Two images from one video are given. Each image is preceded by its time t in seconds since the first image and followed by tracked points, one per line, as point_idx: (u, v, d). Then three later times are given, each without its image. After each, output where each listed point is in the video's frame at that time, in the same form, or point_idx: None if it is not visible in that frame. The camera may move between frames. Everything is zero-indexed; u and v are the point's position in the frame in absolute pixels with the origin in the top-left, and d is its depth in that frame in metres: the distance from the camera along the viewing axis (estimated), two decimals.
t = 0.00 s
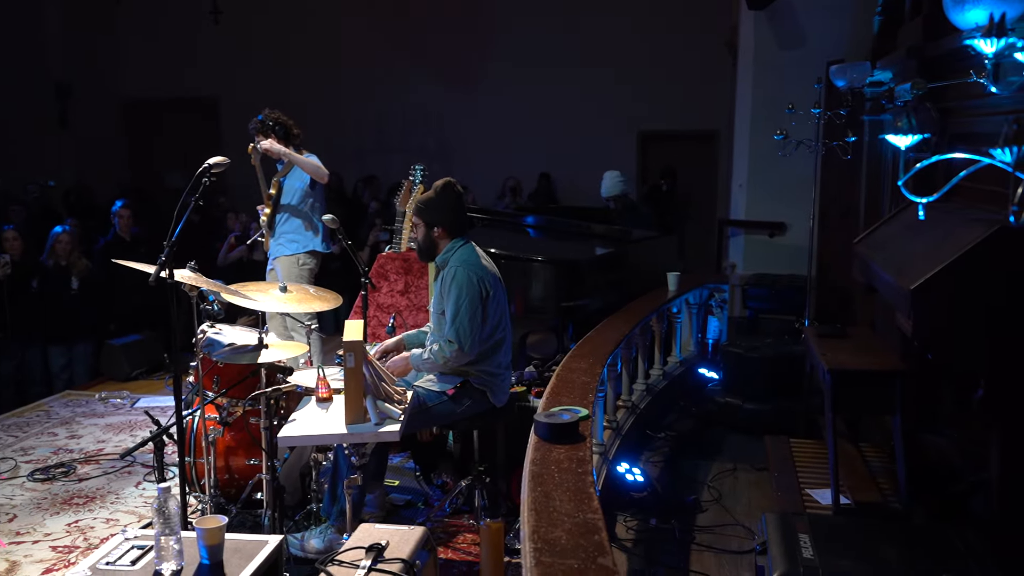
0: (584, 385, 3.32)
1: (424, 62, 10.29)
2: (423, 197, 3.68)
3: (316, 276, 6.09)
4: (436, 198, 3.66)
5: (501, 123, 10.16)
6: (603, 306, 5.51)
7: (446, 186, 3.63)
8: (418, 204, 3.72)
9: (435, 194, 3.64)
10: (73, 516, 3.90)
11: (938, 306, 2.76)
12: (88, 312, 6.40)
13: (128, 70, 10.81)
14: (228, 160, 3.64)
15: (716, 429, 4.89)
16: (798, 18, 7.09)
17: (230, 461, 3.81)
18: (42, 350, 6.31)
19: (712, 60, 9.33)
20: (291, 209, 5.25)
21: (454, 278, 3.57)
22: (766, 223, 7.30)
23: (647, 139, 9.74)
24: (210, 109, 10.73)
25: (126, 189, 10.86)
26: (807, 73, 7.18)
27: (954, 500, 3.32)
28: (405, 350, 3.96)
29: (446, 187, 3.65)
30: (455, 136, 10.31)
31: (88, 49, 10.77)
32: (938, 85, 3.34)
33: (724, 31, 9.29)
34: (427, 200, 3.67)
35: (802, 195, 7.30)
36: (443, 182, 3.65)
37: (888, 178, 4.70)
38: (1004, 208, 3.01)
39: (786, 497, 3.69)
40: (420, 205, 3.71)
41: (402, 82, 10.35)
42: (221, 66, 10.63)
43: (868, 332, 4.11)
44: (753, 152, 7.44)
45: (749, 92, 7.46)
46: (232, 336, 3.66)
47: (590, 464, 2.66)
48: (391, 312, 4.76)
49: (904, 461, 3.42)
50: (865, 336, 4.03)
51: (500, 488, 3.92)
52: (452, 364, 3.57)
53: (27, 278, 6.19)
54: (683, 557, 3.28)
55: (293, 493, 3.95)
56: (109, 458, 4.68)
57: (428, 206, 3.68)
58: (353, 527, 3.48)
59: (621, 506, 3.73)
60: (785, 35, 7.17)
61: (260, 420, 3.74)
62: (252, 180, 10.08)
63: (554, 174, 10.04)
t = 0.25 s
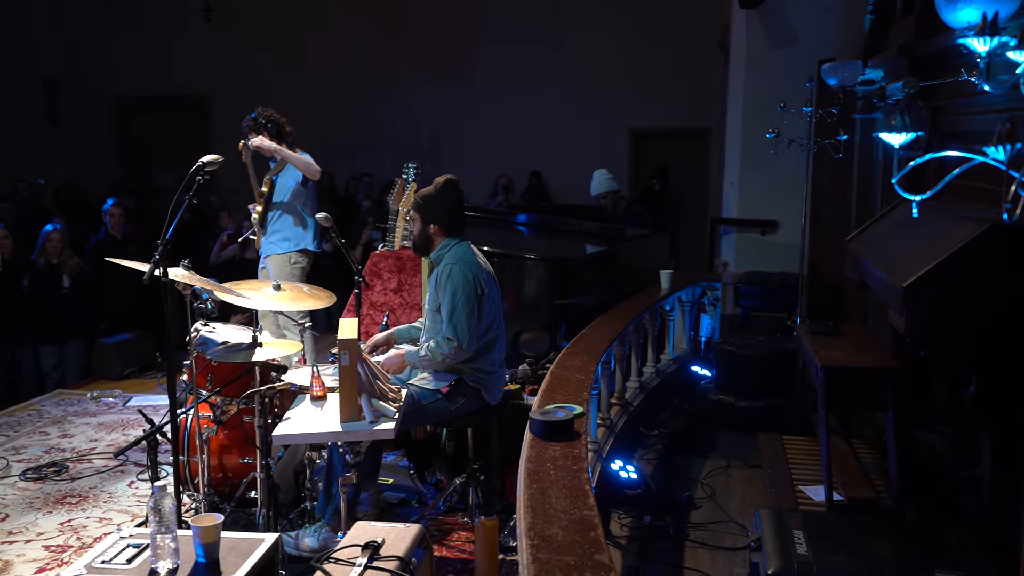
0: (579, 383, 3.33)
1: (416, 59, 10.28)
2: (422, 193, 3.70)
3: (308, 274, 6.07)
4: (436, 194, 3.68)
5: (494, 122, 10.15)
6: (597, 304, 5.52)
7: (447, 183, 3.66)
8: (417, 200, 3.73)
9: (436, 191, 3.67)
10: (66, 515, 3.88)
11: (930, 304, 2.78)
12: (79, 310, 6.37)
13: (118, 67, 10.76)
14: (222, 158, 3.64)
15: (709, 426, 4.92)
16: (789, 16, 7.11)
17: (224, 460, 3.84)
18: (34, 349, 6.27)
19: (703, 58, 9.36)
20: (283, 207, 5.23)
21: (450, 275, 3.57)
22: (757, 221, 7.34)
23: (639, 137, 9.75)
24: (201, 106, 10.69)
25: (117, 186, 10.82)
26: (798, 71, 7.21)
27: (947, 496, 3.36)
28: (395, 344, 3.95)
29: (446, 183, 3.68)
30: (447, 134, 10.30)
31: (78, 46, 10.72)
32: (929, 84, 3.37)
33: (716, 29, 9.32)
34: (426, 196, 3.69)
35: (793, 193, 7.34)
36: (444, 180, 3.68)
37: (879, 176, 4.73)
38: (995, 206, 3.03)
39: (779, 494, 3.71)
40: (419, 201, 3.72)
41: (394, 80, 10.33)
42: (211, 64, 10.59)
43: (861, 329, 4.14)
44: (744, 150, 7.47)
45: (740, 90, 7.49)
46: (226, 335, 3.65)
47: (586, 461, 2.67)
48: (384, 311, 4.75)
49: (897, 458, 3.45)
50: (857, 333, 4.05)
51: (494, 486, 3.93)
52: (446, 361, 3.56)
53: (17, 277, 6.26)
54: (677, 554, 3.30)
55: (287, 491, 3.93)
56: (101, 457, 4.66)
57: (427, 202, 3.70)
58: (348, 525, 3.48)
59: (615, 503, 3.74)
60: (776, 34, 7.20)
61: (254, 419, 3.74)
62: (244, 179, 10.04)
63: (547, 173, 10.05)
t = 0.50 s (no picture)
0: (578, 383, 3.34)
1: (412, 60, 10.28)
2: (432, 189, 3.71)
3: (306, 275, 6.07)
4: (446, 191, 3.70)
5: (490, 122, 10.16)
6: (595, 304, 5.52)
7: (458, 182, 3.68)
8: (426, 196, 3.75)
9: (446, 188, 3.69)
10: (64, 515, 3.87)
11: (928, 303, 2.79)
12: (76, 311, 6.36)
13: (113, 67, 10.73)
14: (221, 158, 3.63)
15: (707, 426, 4.93)
16: (786, 17, 7.13)
17: (222, 461, 3.83)
18: (30, 349, 6.26)
19: (700, 59, 9.37)
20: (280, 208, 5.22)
21: (450, 274, 3.57)
22: (755, 222, 7.35)
23: (636, 138, 9.77)
24: (197, 106, 10.67)
25: (113, 187, 10.80)
26: (795, 72, 7.23)
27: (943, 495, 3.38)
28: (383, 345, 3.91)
29: (457, 182, 3.71)
30: (444, 135, 10.30)
31: (73, 46, 10.69)
32: (927, 84, 3.38)
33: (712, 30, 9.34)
34: (436, 192, 3.70)
35: (789, 193, 7.36)
36: (455, 178, 3.71)
37: (877, 176, 4.74)
38: (992, 206, 3.05)
39: (777, 493, 3.72)
40: (428, 197, 3.74)
41: (391, 80, 10.33)
42: (207, 64, 10.57)
43: (858, 329, 4.15)
44: (740, 151, 7.49)
45: (737, 91, 7.51)
46: (224, 335, 3.65)
47: (586, 460, 2.67)
48: (383, 311, 4.74)
49: (895, 457, 3.46)
50: (855, 333, 4.07)
51: (493, 486, 3.93)
52: (441, 360, 3.57)
53: (14, 278, 6.18)
54: (676, 553, 3.31)
55: (286, 491, 3.93)
56: (99, 458, 4.65)
57: (434, 199, 3.71)
58: (347, 524, 3.49)
59: (614, 502, 3.74)
60: (773, 34, 7.22)
61: (253, 418, 3.74)
62: (240, 180, 10.03)
63: (543, 174, 10.05)
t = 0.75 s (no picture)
0: (581, 381, 3.34)
1: (412, 60, 10.28)
2: (430, 191, 3.70)
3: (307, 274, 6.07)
4: (443, 192, 3.68)
5: (490, 122, 10.16)
6: (596, 303, 5.52)
7: (455, 182, 3.66)
8: (425, 197, 3.73)
9: (443, 189, 3.67)
10: (67, 515, 3.89)
11: (931, 301, 2.80)
12: (77, 311, 6.37)
13: (113, 67, 10.73)
14: (224, 157, 3.63)
15: (708, 425, 4.94)
16: (786, 17, 7.14)
17: (225, 459, 3.85)
18: (31, 349, 6.27)
19: (700, 59, 9.38)
20: (281, 208, 5.21)
21: (455, 275, 3.58)
22: (755, 221, 7.37)
23: (637, 138, 9.78)
24: (198, 106, 10.68)
25: (113, 187, 10.80)
26: (795, 71, 7.24)
27: (947, 495, 3.40)
28: (390, 347, 3.92)
29: (454, 182, 3.68)
30: (444, 135, 10.30)
31: (73, 46, 10.69)
32: (929, 82, 3.39)
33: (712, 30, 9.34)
34: (434, 194, 3.68)
35: (790, 192, 7.37)
36: (451, 178, 3.68)
37: (878, 175, 4.74)
38: (995, 204, 3.05)
39: (780, 491, 3.73)
40: (427, 198, 3.72)
41: (391, 80, 10.33)
42: (208, 64, 10.57)
43: (860, 327, 4.16)
44: (741, 150, 7.51)
45: (737, 90, 7.52)
46: (228, 334, 3.67)
47: (590, 458, 2.68)
48: (384, 310, 4.74)
49: (897, 455, 3.46)
50: (857, 331, 4.07)
51: (496, 484, 3.94)
52: (444, 362, 3.57)
53: (15, 278, 6.26)
54: (679, 552, 3.31)
55: (289, 490, 3.94)
56: (102, 457, 4.66)
57: (433, 201, 3.70)
58: (351, 523, 3.49)
59: (616, 501, 3.75)
60: (774, 34, 7.23)
61: (256, 417, 3.75)
62: (241, 179, 10.03)
63: (544, 174, 10.06)
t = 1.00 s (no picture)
0: (584, 377, 3.35)
1: (413, 58, 10.28)
2: (421, 194, 3.70)
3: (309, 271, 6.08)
4: (433, 193, 3.68)
5: (492, 120, 10.16)
6: (598, 300, 5.51)
7: (442, 181, 3.65)
8: (416, 201, 3.73)
9: (431, 190, 3.66)
10: (70, 510, 4.04)
11: (933, 297, 2.81)
12: (79, 308, 6.37)
13: (114, 65, 10.72)
14: (227, 153, 3.64)
15: (710, 421, 4.95)
16: (788, 14, 7.15)
17: (228, 455, 3.85)
18: (34, 347, 6.28)
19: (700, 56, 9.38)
20: (282, 205, 5.21)
21: (457, 273, 3.58)
22: (756, 219, 7.38)
23: (638, 135, 9.78)
24: (198, 104, 10.67)
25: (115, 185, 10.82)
26: (797, 68, 7.24)
27: (949, 490, 3.41)
28: (401, 343, 3.95)
29: (441, 182, 3.66)
30: (446, 132, 10.30)
31: (75, 42, 10.68)
32: (932, 78, 3.40)
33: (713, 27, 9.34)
34: (425, 196, 3.68)
35: (791, 189, 7.38)
36: (439, 178, 3.68)
37: (879, 172, 4.75)
38: (998, 199, 3.06)
39: (782, 487, 3.74)
40: (418, 203, 3.72)
41: (392, 77, 10.33)
42: (209, 62, 10.57)
43: (862, 323, 4.17)
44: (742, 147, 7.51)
45: (739, 87, 7.52)
46: (231, 329, 3.69)
47: (594, 453, 2.68)
48: (386, 307, 4.74)
49: (900, 451, 3.47)
50: (859, 327, 4.08)
51: (498, 480, 3.95)
52: (452, 359, 3.58)
53: (19, 274, 6.35)
54: (682, 547, 3.32)
55: (292, 486, 3.95)
56: (104, 453, 4.79)
57: (425, 203, 3.70)
58: (354, 519, 3.50)
59: (619, 497, 3.75)
60: (775, 31, 7.23)
61: (260, 413, 3.76)
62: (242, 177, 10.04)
63: (545, 171, 10.06)
